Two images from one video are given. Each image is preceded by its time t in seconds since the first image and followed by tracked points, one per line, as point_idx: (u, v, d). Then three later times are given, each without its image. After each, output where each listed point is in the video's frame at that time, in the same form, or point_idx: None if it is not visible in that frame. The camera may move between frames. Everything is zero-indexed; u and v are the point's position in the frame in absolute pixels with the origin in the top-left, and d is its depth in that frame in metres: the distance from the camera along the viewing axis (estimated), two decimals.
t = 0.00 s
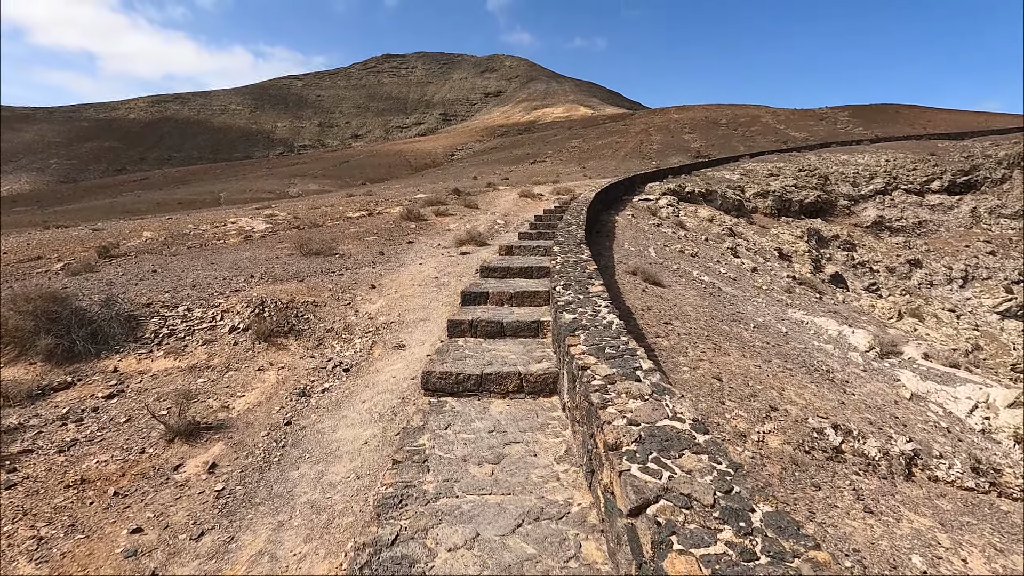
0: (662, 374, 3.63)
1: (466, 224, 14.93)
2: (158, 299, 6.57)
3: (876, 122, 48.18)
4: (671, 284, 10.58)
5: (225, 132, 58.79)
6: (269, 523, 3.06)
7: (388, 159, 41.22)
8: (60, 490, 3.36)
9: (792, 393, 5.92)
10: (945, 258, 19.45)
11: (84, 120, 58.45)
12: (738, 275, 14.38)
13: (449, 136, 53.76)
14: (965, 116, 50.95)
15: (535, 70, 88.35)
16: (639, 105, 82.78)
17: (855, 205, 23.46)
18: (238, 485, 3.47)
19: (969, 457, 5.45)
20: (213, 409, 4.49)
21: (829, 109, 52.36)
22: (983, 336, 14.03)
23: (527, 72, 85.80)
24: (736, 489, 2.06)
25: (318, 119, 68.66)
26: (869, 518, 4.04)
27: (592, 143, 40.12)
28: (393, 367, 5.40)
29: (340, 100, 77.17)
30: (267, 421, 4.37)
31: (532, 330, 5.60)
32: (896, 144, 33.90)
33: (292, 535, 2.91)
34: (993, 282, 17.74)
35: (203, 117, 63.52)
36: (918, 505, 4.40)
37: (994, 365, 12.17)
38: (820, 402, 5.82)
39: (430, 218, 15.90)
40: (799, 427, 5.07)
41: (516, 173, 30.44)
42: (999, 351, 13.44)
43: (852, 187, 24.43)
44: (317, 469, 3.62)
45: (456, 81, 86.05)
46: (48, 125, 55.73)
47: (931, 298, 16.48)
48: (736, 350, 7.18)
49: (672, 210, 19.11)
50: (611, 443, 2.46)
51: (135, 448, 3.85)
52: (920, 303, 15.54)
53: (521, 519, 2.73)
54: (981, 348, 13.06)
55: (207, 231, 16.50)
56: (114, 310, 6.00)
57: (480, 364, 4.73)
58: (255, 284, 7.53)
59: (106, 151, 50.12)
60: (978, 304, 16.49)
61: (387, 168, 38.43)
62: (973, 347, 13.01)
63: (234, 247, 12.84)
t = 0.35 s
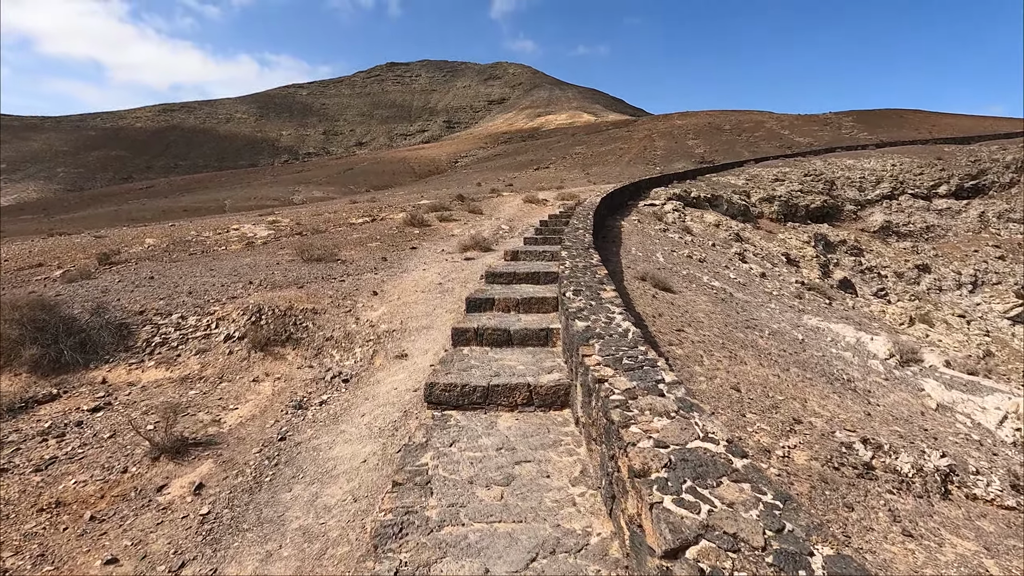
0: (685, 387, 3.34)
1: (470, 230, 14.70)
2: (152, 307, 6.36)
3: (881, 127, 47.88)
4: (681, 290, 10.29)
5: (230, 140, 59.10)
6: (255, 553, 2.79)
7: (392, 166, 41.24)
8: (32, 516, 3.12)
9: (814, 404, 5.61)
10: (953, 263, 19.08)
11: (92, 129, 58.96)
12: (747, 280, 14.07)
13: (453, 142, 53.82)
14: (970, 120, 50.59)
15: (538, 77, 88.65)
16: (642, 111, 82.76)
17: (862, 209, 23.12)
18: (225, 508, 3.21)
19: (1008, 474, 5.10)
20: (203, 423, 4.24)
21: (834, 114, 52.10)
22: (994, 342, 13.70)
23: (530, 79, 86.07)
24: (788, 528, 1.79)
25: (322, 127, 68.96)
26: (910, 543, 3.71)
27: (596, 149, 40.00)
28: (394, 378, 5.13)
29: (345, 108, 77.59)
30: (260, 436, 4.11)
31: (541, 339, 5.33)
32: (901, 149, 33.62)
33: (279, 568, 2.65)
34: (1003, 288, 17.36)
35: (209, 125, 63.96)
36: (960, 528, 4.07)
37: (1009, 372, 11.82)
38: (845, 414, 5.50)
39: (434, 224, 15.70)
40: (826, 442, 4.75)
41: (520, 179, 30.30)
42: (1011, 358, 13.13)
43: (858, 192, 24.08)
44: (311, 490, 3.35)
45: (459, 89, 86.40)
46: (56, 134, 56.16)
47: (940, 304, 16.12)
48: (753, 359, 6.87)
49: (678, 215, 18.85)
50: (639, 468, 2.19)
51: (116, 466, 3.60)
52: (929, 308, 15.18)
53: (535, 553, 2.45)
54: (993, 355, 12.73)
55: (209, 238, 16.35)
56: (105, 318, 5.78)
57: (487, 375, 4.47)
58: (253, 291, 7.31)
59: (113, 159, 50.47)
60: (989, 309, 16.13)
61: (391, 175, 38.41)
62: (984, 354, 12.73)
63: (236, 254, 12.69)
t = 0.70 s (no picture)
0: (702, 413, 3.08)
1: (471, 235, 14.50)
2: (142, 319, 6.15)
3: (884, 130, 47.60)
4: (688, 297, 10.03)
5: (232, 145, 59.17)
6: None
7: (393, 170, 41.16)
8: None
9: (832, 421, 5.32)
10: (959, 267, 18.76)
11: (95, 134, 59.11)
12: (752, 286, 13.80)
13: (454, 146, 53.74)
14: (973, 123, 50.27)
15: (540, 81, 88.69)
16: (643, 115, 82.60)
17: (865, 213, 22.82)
18: (204, 545, 2.98)
19: None
20: (187, 446, 4.01)
21: (837, 117, 51.86)
22: (1002, 347, 13.36)
23: (532, 84, 86.12)
24: None
25: (324, 131, 68.97)
26: None
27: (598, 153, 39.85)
28: (391, 394, 4.88)
29: (347, 112, 77.71)
30: (247, 461, 3.86)
31: (545, 352, 5.09)
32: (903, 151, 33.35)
33: None
34: (1009, 291, 16.99)
35: (212, 130, 64.09)
36: (996, 560, 3.78)
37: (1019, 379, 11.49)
38: (864, 432, 5.22)
39: (435, 229, 15.50)
40: (847, 464, 4.47)
41: (522, 183, 30.12)
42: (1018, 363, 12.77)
43: (862, 196, 23.80)
44: (297, 524, 3.11)
45: (461, 92, 86.46)
46: (59, 139, 56.27)
47: (946, 308, 15.79)
48: (765, 372, 6.60)
49: (682, 219, 18.61)
50: (662, 521, 1.93)
51: (90, 497, 3.38)
52: (935, 313, 14.88)
53: None
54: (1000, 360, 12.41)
55: (208, 243, 16.17)
56: (91, 331, 5.58)
57: (489, 393, 4.23)
58: (248, 301, 7.09)
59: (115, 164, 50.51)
60: (994, 313, 15.81)
61: (392, 179, 38.29)
62: (991, 359, 12.37)
63: (233, 261, 12.50)
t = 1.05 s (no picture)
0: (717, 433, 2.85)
1: (471, 237, 14.30)
2: (129, 326, 5.93)
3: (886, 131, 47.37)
4: (692, 302, 9.81)
5: (232, 146, 59.08)
6: None
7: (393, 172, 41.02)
8: None
9: (846, 434, 5.09)
10: (961, 269, 18.51)
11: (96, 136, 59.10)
12: (756, 289, 13.57)
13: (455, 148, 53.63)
14: (975, 124, 50.01)
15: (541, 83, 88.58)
16: (643, 116, 82.44)
17: (867, 215, 22.58)
18: None
19: None
20: (168, 464, 3.80)
21: (838, 119, 51.65)
22: (1006, 349, 13.07)
23: (533, 85, 86.02)
24: None
25: (324, 133, 68.91)
26: None
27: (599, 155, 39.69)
28: (386, 406, 4.66)
29: (347, 114, 77.63)
30: (231, 481, 3.65)
31: (547, 362, 4.88)
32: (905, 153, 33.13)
33: None
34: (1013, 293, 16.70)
35: (212, 132, 64.02)
36: None
37: None
38: (880, 445, 4.99)
39: (434, 231, 15.30)
40: (866, 481, 4.24)
41: (523, 185, 29.93)
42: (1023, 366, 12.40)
43: (863, 198, 23.60)
44: (281, 552, 2.90)
45: (461, 94, 86.38)
46: (60, 140, 56.18)
47: (949, 310, 15.54)
48: (774, 380, 6.38)
49: (683, 221, 18.38)
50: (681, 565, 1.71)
51: (61, 521, 3.17)
52: (937, 315, 14.66)
53: None
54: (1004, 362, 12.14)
55: (206, 246, 15.99)
56: (75, 340, 5.37)
57: (487, 407, 4.01)
58: (240, 307, 6.88)
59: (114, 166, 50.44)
60: (998, 315, 15.54)
61: (392, 181, 38.12)
62: (995, 363, 12.07)
63: (229, 264, 12.30)
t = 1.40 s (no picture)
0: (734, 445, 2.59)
1: (470, 237, 14.07)
2: (112, 328, 5.69)
3: (887, 132, 47.13)
4: (697, 303, 9.56)
5: (232, 147, 58.91)
6: None
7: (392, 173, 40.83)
8: None
9: (862, 441, 4.84)
10: (964, 269, 18.24)
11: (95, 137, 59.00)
12: (759, 290, 13.30)
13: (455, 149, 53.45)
14: (977, 125, 49.69)
15: (541, 84, 88.39)
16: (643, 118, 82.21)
17: (868, 215, 22.33)
18: None
19: None
20: (141, 475, 3.56)
21: (839, 119, 51.40)
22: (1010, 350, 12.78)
23: (533, 87, 85.88)
24: None
25: (324, 133, 68.77)
26: None
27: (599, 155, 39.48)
28: (378, 412, 4.41)
29: (347, 114, 77.41)
30: (208, 496, 3.40)
31: (548, 365, 4.63)
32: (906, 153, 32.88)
33: None
34: (1016, 294, 16.44)
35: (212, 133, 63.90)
36: None
37: None
38: (899, 453, 4.73)
39: (432, 231, 15.08)
40: (886, 492, 3.98)
41: (523, 186, 29.71)
42: None
43: (864, 198, 23.35)
44: None
45: (462, 95, 86.20)
46: (60, 141, 56.07)
47: (952, 311, 15.27)
48: (784, 384, 6.13)
49: (684, 221, 18.14)
50: None
51: (21, 540, 2.94)
52: (940, 316, 14.42)
53: None
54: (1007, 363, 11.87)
55: (202, 246, 15.78)
56: (52, 342, 5.12)
57: (484, 414, 3.75)
58: (230, 308, 6.62)
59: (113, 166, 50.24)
60: (1001, 316, 15.26)
61: (392, 181, 37.92)
62: (1000, 364, 11.78)
63: (223, 265, 12.08)
